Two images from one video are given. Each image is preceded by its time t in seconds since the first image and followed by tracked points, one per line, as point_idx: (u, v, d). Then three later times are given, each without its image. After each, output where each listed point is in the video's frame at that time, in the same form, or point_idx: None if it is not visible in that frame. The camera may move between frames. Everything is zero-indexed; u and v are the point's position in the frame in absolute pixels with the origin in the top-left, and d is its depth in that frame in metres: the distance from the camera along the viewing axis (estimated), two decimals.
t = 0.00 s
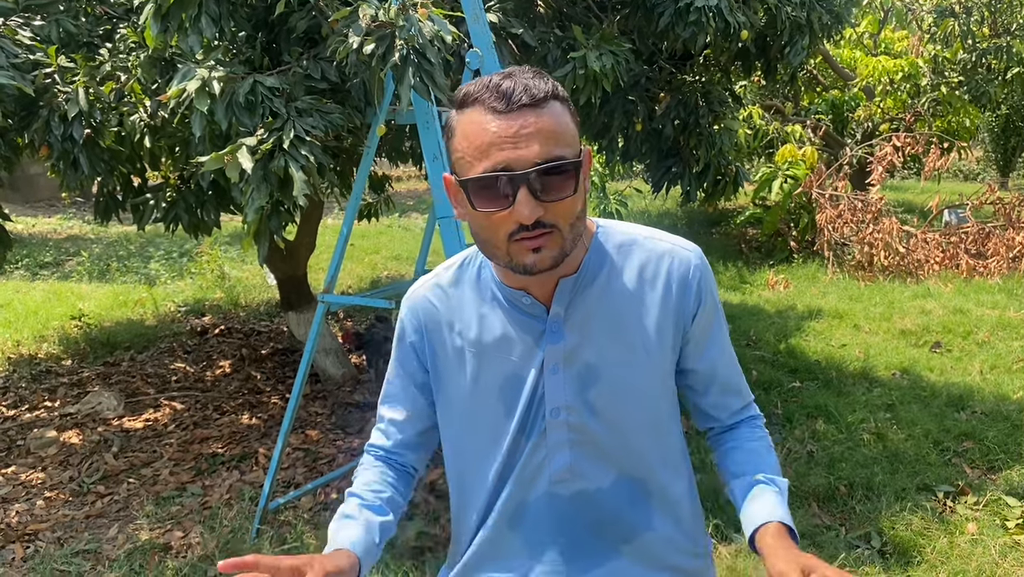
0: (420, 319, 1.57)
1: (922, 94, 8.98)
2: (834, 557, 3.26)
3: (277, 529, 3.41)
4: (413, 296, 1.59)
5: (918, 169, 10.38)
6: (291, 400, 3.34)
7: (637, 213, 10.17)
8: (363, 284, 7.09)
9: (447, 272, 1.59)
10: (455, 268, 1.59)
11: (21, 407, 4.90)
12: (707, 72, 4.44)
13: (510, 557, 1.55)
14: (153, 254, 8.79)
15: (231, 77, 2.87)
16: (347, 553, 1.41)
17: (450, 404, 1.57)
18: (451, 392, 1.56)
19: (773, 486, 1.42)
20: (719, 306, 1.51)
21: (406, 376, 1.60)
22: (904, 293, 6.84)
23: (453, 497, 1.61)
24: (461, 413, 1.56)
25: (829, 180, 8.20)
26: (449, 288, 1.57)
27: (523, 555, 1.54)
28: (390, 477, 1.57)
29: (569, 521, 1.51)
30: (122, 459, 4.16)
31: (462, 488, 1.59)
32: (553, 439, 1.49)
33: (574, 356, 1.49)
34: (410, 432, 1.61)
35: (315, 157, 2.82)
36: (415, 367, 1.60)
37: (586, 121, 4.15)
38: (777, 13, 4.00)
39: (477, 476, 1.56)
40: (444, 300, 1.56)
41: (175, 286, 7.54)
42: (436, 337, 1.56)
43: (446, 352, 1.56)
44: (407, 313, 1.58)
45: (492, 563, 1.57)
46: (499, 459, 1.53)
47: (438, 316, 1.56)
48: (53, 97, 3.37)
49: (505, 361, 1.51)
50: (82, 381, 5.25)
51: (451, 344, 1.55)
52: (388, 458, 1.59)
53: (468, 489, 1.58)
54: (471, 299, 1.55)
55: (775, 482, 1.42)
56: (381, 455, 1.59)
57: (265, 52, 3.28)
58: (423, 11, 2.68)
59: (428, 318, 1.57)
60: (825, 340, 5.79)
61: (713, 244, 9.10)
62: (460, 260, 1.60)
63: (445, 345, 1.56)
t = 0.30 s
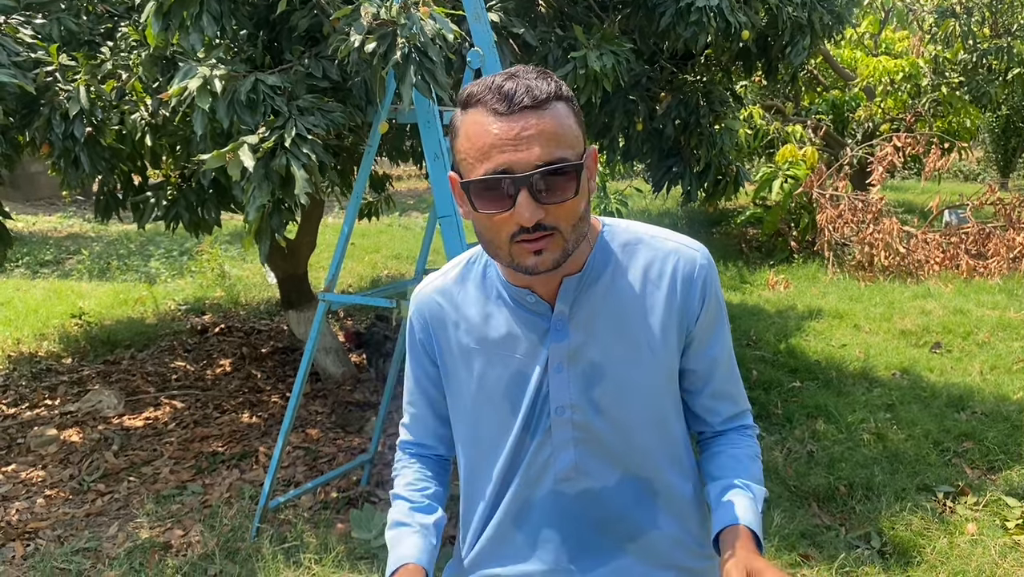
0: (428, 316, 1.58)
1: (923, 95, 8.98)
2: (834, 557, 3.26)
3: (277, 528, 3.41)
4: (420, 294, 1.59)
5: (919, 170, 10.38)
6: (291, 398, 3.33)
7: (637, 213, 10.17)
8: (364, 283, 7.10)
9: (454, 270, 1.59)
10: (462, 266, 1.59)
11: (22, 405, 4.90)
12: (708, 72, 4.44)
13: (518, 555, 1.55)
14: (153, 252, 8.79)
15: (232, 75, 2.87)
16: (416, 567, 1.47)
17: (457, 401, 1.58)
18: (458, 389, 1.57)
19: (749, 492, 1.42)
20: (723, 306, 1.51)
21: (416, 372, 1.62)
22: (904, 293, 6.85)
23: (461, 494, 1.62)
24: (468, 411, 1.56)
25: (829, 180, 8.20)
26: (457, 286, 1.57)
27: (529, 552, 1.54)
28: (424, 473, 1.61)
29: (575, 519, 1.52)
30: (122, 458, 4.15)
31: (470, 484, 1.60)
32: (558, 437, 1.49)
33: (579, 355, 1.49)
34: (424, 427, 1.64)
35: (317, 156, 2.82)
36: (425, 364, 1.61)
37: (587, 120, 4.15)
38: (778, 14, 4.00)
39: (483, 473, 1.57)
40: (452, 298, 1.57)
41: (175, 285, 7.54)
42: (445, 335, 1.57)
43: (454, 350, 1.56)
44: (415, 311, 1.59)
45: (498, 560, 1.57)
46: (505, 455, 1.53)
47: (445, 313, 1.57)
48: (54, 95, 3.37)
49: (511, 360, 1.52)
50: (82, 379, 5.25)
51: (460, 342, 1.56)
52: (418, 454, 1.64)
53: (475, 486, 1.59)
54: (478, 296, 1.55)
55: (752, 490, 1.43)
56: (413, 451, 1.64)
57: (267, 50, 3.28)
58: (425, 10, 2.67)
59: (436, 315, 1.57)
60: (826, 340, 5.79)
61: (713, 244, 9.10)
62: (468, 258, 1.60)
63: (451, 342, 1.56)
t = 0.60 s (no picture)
0: (432, 314, 1.58)
1: (922, 96, 8.98)
2: (833, 557, 3.26)
3: (276, 528, 3.41)
4: (425, 291, 1.59)
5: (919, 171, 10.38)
6: (291, 397, 3.33)
7: (637, 213, 10.17)
8: (364, 282, 7.10)
9: (459, 267, 1.59)
10: (467, 263, 1.59)
11: (21, 404, 4.90)
12: (709, 72, 4.45)
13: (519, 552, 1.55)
14: (153, 252, 8.79)
15: (232, 74, 2.87)
16: (423, 565, 1.48)
17: (461, 398, 1.57)
18: (461, 387, 1.57)
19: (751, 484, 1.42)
20: (726, 305, 1.51)
21: (419, 369, 1.62)
22: (904, 294, 6.85)
23: (464, 490, 1.62)
24: (471, 408, 1.56)
25: (829, 181, 8.21)
26: (462, 283, 1.57)
27: (530, 549, 1.55)
28: (428, 469, 1.61)
29: (577, 517, 1.52)
30: (121, 457, 4.15)
31: (472, 481, 1.60)
32: (561, 435, 1.49)
33: (582, 353, 1.49)
34: (427, 424, 1.64)
35: (317, 155, 2.82)
36: (428, 362, 1.61)
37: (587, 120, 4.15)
38: (779, 14, 4.01)
39: (486, 471, 1.57)
40: (456, 296, 1.57)
41: (174, 284, 7.54)
42: (448, 333, 1.57)
43: (458, 347, 1.56)
44: (419, 308, 1.59)
45: (499, 557, 1.57)
46: (507, 453, 1.53)
47: (449, 310, 1.57)
48: (54, 93, 3.38)
49: (514, 358, 1.52)
50: (82, 378, 5.25)
51: (464, 340, 1.56)
52: (421, 450, 1.64)
53: (477, 483, 1.59)
54: (482, 294, 1.55)
55: (752, 482, 1.43)
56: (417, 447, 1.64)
57: (268, 50, 3.28)
58: (426, 10, 2.68)
59: (440, 313, 1.57)
60: (825, 341, 5.79)
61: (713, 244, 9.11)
62: (473, 255, 1.60)
63: (455, 339, 1.56)
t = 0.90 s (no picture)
0: (430, 317, 1.58)
1: (921, 97, 9.00)
2: (830, 558, 3.27)
3: (275, 527, 3.41)
4: (423, 293, 1.59)
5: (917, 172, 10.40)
6: (289, 398, 3.33)
7: (635, 214, 10.18)
8: (363, 283, 7.10)
9: (457, 269, 1.59)
10: (465, 265, 1.59)
11: (20, 403, 4.90)
12: (708, 73, 4.45)
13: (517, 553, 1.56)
14: (152, 251, 8.79)
15: (232, 75, 2.87)
16: None
17: (459, 401, 1.58)
18: (459, 389, 1.57)
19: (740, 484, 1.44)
20: (724, 307, 1.51)
21: (418, 371, 1.62)
22: (902, 295, 6.86)
23: (463, 491, 1.62)
24: (469, 410, 1.57)
25: (828, 182, 8.22)
26: (460, 286, 1.58)
27: (529, 550, 1.55)
28: (428, 477, 1.63)
29: (575, 519, 1.52)
30: (120, 456, 4.16)
31: (471, 483, 1.60)
32: (559, 437, 1.49)
33: (581, 356, 1.49)
34: (425, 425, 1.65)
35: (317, 156, 2.83)
36: (426, 363, 1.61)
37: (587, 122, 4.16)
38: (778, 15, 4.01)
39: (484, 473, 1.57)
40: (454, 299, 1.57)
41: (173, 283, 7.54)
42: (447, 335, 1.57)
43: (456, 349, 1.57)
44: (418, 311, 1.60)
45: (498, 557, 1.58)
46: (505, 454, 1.54)
47: (448, 313, 1.57)
48: (54, 93, 3.38)
49: (513, 360, 1.52)
50: (80, 378, 5.25)
51: (462, 343, 1.56)
52: (420, 454, 1.64)
53: (476, 484, 1.59)
54: (481, 296, 1.56)
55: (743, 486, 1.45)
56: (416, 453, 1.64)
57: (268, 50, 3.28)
58: (426, 11, 2.68)
59: (438, 315, 1.57)
60: (823, 342, 5.80)
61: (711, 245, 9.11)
62: (472, 256, 1.60)
63: (453, 341, 1.57)
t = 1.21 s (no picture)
0: (427, 318, 1.58)
1: (918, 100, 9.03)
2: (827, 559, 3.27)
3: (272, 528, 3.41)
4: (420, 296, 1.60)
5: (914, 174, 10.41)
6: (287, 398, 3.33)
7: (633, 216, 10.19)
8: (360, 284, 7.10)
9: (454, 271, 1.60)
10: (462, 268, 1.60)
11: (17, 404, 4.90)
12: (705, 75, 4.46)
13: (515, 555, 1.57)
14: (149, 252, 8.79)
15: (230, 75, 2.87)
16: None
17: (456, 402, 1.58)
18: (455, 390, 1.58)
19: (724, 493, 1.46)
20: (719, 307, 1.51)
21: (415, 373, 1.62)
22: (899, 297, 6.88)
23: (460, 492, 1.63)
24: (466, 411, 1.57)
25: (825, 184, 8.23)
26: (458, 287, 1.58)
27: (527, 550, 1.55)
28: (432, 481, 1.64)
29: (571, 519, 1.52)
30: (117, 457, 4.15)
31: (468, 483, 1.61)
32: (555, 438, 1.50)
33: (577, 357, 1.49)
34: (423, 428, 1.65)
35: (315, 156, 2.83)
36: (425, 366, 1.62)
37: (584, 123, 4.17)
38: (776, 17, 4.02)
39: (481, 474, 1.58)
40: (452, 301, 1.57)
41: (171, 284, 7.54)
42: (446, 336, 1.57)
43: (453, 351, 1.57)
44: (415, 312, 1.60)
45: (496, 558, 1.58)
46: (502, 455, 1.54)
47: (446, 314, 1.57)
48: (52, 94, 3.38)
49: (509, 361, 1.52)
50: (77, 378, 5.24)
51: (460, 345, 1.56)
52: (420, 459, 1.65)
53: (473, 484, 1.60)
54: (479, 298, 1.56)
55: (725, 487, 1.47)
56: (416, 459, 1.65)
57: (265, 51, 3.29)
58: (424, 12, 2.69)
59: (436, 316, 1.58)
60: (820, 344, 5.81)
61: (708, 247, 9.12)
62: (468, 259, 1.61)
63: (450, 343, 1.57)
